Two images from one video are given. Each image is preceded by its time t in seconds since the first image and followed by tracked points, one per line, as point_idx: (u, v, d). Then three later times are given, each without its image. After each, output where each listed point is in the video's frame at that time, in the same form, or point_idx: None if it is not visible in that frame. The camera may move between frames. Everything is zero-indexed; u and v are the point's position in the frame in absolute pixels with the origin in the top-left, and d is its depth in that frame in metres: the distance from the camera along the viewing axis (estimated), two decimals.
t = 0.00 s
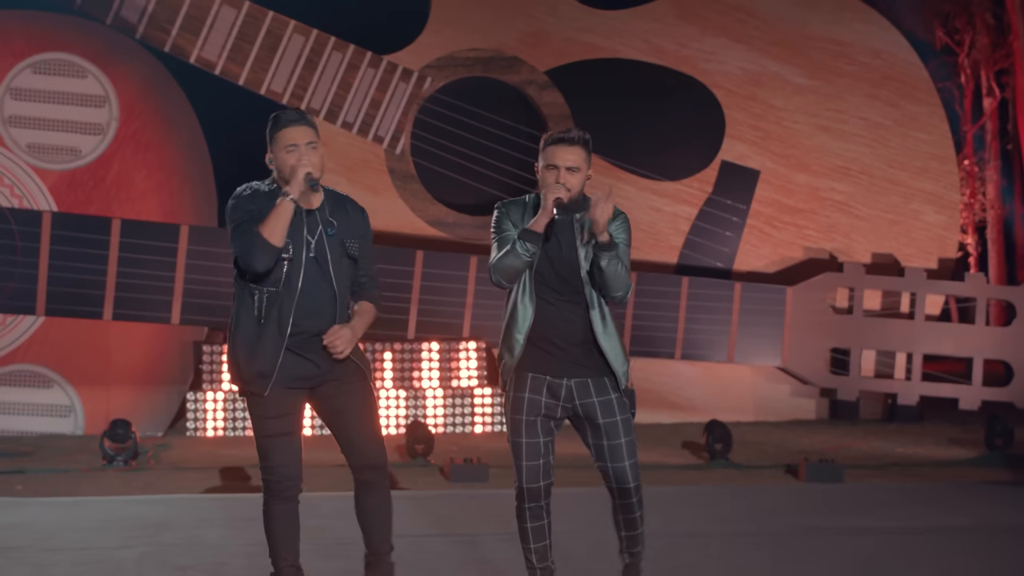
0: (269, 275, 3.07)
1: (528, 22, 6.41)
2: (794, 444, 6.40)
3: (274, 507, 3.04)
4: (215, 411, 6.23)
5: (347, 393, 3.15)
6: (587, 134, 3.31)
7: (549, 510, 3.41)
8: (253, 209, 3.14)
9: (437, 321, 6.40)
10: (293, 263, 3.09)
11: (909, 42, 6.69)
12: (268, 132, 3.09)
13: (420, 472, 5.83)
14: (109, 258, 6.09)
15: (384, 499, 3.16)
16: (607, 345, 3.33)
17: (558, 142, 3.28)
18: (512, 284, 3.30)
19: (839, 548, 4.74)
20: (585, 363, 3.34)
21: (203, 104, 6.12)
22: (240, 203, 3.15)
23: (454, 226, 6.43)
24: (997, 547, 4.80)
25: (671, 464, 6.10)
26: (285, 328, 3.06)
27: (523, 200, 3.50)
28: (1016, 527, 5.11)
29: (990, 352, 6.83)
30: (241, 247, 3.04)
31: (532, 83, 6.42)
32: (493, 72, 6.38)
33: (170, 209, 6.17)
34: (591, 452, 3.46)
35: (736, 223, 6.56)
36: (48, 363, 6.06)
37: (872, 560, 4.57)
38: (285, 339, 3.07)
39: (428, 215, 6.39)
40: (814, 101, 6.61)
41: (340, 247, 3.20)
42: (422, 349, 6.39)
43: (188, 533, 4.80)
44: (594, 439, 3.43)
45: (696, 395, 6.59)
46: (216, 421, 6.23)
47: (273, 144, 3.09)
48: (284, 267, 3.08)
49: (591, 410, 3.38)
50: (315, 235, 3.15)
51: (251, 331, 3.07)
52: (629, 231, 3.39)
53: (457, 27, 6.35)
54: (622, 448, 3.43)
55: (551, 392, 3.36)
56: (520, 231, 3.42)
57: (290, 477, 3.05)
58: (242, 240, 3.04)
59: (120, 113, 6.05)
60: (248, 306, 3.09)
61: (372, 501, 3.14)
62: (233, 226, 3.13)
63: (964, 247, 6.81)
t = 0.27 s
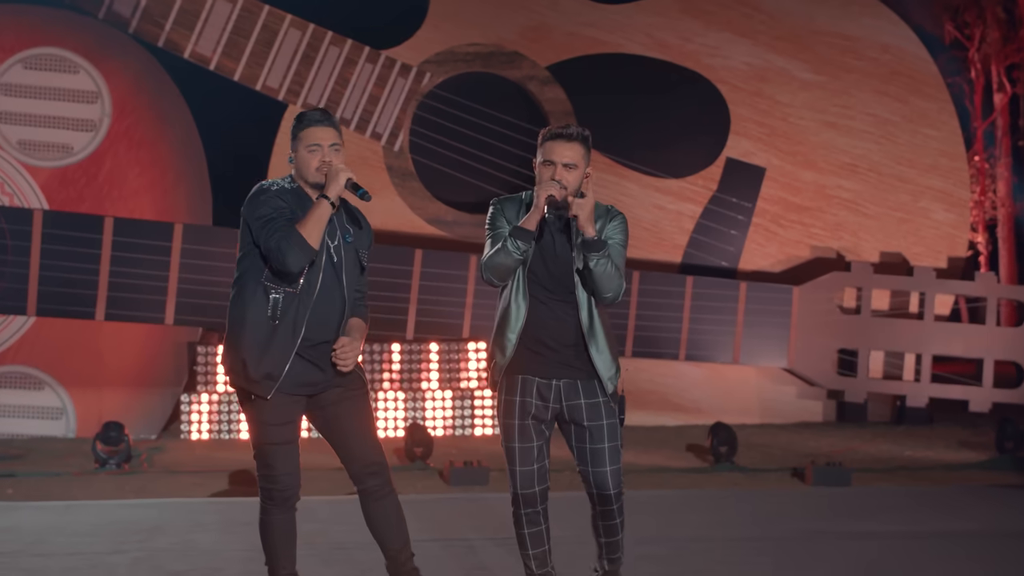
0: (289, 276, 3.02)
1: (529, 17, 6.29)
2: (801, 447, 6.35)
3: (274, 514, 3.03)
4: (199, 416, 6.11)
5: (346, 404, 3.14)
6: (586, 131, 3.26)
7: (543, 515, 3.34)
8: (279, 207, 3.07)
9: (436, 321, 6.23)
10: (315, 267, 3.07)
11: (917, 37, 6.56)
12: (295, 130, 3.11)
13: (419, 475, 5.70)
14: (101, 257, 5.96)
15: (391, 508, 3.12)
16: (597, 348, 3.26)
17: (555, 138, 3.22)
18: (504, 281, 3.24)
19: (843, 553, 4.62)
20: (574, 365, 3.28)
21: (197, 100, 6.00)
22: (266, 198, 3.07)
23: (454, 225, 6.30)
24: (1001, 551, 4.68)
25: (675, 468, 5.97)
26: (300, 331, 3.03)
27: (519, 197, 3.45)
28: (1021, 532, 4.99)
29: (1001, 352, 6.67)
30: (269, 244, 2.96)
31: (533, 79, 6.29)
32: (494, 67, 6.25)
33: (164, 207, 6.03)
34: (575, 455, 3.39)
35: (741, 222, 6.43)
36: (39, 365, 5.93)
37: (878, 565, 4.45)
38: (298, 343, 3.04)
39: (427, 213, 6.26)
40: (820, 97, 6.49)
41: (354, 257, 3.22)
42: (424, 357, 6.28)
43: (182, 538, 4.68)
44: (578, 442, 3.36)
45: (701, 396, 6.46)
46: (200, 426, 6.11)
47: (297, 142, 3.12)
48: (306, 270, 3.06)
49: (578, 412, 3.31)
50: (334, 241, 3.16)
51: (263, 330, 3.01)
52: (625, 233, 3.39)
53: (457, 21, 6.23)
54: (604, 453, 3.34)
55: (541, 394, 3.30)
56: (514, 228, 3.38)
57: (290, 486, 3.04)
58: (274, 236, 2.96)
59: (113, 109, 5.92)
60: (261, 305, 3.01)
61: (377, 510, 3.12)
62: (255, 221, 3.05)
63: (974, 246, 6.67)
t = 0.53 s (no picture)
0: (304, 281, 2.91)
1: (531, 12, 6.17)
2: (808, 451, 6.19)
3: (278, 522, 2.93)
4: (194, 417, 5.89)
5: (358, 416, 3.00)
6: (594, 128, 3.14)
7: (546, 520, 3.22)
8: (294, 211, 2.96)
9: (436, 322, 6.09)
10: (331, 271, 2.95)
11: (926, 32, 6.44)
12: (317, 128, 2.97)
13: (419, 479, 5.58)
14: (94, 257, 5.81)
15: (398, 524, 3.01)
16: (603, 347, 3.15)
17: (561, 135, 3.12)
18: (507, 280, 3.14)
19: (849, 558, 4.50)
20: (578, 365, 3.17)
21: (192, 96, 5.88)
22: (283, 201, 2.96)
23: (454, 224, 6.18)
24: (1015, 557, 4.56)
25: (680, 472, 5.85)
26: (315, 336, 2.91)
27: (525, 194, 3.35)
28: None
29: (1012, 355, 6.52)
30: (282, 248, 2.87)
31: (535, 75, 6.17)
32: (494, 63, 6.13)
33: (158, 206, 5.91)
34: (582, 456, 3.26)
35: (747, 221, 6.31)
36: (30, 367, 5.82)
37: (886, 571, 4.33)
38: (312, 348, 2.92)
39: (426, 212, 6.15)
40: (827, 93, 6.37)
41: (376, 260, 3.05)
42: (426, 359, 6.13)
43: (176, 543, 4.56)
44: (585, 444, 3.24)
45: (706, 399, 6.35)
46: (195, 428, 5.88)
47: (322, 141, 2.98)
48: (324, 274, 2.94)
49: (582, 413, 3.19)
50: (354, 245, 3.01)
51: (277, 334, 2.92)
52: (632, 235, 3.27)
53: (457, 16, 6.11)
54: (612, 454, 3.21)
55: (543, 395, 3.18)
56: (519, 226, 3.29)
57: (298, 495, 2.93)
58: (286, 242, 2.87)
59: (106, 106, 5.81)
60: (277, 309, 2.93)
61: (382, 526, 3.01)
62: (271, 225, 2.95)
63: (984, 245, 6.64)
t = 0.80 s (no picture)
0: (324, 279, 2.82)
1: (532, 8, 6.07)
2: (814, 455, 6.06)
3: (285, 532, 2.76)
4: (183, 420, 5.74)
5: (387, 424, 2.86)
6: (610, 127, 3.05)
7: (552, 526, 3.13)
8: (319, 211, 2.91)
9: (435, 324, 6.00)
10: (353, 268, 2.84)
11: (934, 28, 6.34)
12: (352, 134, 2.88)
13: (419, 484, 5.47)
14: (87, 257, 5.67)
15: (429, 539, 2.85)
16: (620, 353, 3.04)
17: (578, 134, 3.02)
18: (522, 281, 3.06)
19: (857, 565, 4.40)
20: (593, 370, 3.07)
21: (188, 94, 5.77)
22: (309, 201, 2.93)
23: (454, 224, 6.03)
24: None
25: (684, 477, 5.74)
26: (331, 335, 2.78)
27: (542, 195, 3.27)
28: None
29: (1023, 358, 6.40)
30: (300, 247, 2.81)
31: (537, 72, 6.06)
32: (495, 60, 6.03)
33: (152, 205, 5.79)
34: (593, 464, 3.15)
35: (752, 221, 6.20)
36: (22, 370, 5.70)
37: None
38: (329, 347, 2.79)
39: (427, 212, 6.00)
40: (834, 91, 6.25)
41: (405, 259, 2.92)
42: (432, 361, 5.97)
43: (172, 549, 4.45)
44: (595, 452, 3.13)
45: (711, 402, 6.24)
46: (181, 432, 5.73)
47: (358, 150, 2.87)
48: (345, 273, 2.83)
49: (594, 420, 3.10)
50: (384, 244, 2.91)
51: (297, 334, 2.83)
52: (651, 238, 3.17)
53: (457, 13, 6.01)
54: (622, 464, 3.10)
55: (555, 399, 3.08)
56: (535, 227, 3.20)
57: (311, 501, 2.77)
58: (302, 241, 2.82)
59: (99, 104, 5.67)
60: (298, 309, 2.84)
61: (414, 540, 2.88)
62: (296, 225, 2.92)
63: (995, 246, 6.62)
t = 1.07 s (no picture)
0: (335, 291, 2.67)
1: (533, 4, 5.95)
2: (821, 460, 5.91)
3: (288, 541, 2.57)
4: (173, 425, 5.63)
5: (405, 437, 2.69)
6: (641, 128, 2.93)
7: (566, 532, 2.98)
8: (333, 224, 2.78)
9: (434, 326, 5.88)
10: (364, 278, 2.68)
11: (944, 24, 6.22)
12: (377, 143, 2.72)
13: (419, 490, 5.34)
14: (79, 258, 5.54)
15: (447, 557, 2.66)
16: (649, 360, 2.91)
17: (607, 134, 2.91)
18: (552, 286, 2.95)
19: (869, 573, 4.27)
20: (621, 374, 2.93)
21: (182, 91, 5.65)
22: (325, 213, 2.81)
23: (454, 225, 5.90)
24: None
25: (689, 482, 5.62)
26: (342, 343, 2.62)
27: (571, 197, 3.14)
28: None
29: None
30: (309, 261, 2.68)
31: (538, 70, 5.94)
32: (496, 57, 5.91)
33: (146, 205, 5.67)
34: (617, 470, 3.00)
35: (758, 221, 6.07)
36: (14, 373, 5.58)
37: None
38: (341, 356, 2.63)
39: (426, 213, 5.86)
40: (842, 88, 6.13)
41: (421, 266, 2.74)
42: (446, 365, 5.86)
43: (165, 556, 4.32)
44: (620, 458, 2.99)
45: (715, 406, 6.13)
46: (174, 437, 5.63)
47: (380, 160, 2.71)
48: (355, 285, 2.67)
49: (621, 425, 2.95)
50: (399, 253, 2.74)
51: (311, 347, 2.67)
52: (681, 240, 3.03)
53: (456, 9, 5.89)
54: (648, 471, 2.95)
55: (581, 403, 2.94)
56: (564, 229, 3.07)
57: (320, 509, 2.59)
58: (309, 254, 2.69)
59: (91, 102, 5.55)
60: (312, 321, 2.70)
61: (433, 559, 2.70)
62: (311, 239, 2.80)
63: (1006, 247, 6.63)
